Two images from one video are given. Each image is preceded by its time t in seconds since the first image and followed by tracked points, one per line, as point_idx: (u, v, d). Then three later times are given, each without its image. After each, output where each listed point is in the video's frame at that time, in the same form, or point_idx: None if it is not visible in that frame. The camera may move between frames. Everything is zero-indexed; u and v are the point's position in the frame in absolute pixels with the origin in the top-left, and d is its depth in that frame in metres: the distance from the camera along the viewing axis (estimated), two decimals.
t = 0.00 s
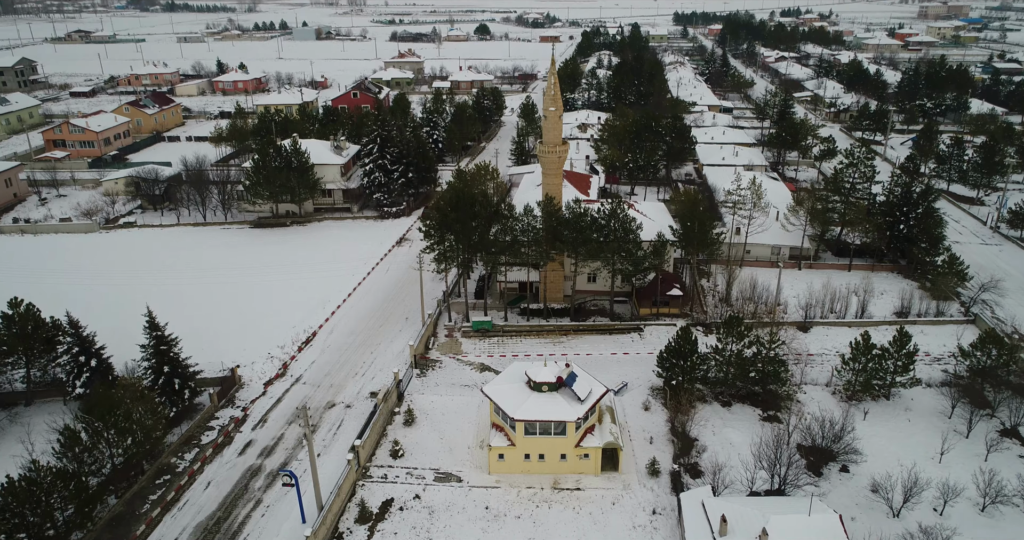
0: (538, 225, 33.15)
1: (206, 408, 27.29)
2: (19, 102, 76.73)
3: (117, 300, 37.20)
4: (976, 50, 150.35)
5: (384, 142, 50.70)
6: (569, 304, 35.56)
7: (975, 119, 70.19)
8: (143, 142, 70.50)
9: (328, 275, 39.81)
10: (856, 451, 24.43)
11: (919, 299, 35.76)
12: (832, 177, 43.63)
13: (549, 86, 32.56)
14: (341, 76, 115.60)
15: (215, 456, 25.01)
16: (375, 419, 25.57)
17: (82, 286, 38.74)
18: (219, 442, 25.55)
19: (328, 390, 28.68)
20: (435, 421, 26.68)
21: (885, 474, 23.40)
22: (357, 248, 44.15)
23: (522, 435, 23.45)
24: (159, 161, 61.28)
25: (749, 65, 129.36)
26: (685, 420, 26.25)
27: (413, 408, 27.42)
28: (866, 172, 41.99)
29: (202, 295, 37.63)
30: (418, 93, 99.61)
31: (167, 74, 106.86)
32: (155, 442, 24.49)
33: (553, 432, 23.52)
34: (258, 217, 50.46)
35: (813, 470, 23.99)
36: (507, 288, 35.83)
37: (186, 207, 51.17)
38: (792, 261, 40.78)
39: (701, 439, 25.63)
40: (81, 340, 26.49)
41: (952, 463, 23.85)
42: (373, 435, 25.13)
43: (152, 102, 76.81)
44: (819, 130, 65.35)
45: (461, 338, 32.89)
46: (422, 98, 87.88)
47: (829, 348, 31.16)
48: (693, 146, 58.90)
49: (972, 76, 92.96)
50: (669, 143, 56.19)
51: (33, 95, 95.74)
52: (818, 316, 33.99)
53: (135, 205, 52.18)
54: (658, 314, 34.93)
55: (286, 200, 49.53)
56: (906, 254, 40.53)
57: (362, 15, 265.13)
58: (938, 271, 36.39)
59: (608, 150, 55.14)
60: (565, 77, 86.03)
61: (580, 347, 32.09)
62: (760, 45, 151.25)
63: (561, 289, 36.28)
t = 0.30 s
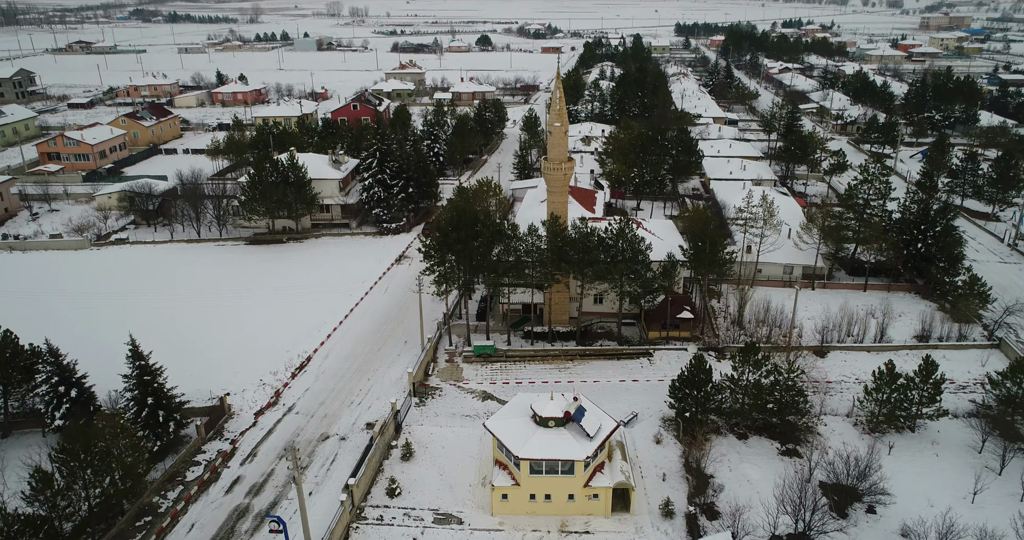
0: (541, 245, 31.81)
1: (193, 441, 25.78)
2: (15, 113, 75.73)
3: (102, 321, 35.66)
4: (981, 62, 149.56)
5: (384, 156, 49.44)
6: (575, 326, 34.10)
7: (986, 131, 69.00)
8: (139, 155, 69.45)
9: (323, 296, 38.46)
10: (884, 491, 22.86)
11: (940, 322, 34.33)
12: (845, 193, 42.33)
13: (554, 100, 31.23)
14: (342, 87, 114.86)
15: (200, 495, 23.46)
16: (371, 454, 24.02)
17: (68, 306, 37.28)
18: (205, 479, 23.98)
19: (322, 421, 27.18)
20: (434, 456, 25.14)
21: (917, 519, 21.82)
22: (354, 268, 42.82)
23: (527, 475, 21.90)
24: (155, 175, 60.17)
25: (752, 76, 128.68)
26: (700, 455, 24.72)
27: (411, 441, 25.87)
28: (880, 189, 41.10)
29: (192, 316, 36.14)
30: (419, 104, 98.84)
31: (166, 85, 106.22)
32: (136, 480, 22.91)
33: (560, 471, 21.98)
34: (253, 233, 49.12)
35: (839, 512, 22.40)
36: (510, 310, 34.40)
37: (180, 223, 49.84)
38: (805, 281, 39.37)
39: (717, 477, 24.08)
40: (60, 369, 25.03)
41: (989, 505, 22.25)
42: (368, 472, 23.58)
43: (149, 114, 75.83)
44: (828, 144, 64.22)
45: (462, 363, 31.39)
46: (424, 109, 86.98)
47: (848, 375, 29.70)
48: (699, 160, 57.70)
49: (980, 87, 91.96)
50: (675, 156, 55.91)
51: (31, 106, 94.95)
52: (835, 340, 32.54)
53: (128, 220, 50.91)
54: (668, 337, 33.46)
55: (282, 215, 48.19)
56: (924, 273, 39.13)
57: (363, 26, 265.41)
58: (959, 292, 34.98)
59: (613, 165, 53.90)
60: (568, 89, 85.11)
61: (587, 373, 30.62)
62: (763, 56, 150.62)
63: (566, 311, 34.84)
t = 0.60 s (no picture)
0: (546, 259, 30.44)
1: (178, 468, 24.32)
2: (10, 117, 74.62)
3: (89, 338, 34.22)
4: (987, 65, 148.32)
5: (382, 163, 48.09)
6: (581, 342, 32.68)
7: (1000, 136, 67.61)
8: (134, 160, 68.24)
9: (318, 311, 37.05)
10: (916, 527, 21.32)
11: (962, 338, 32.89)
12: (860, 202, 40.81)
13: (560, 108, 29.88)
14: (342, 90, 113.81)
15: (184, 527, 21.81)
16: (367, 483, 22.54)
17: (54, 321, 35.94)
18: (189, 510, 22.44)
19: (316, 445, 25.77)
20: (434, 485, 23.64)
21: None
22: (351, 281, 41.46)
23: (533, 510, 20.35)
24: (149, 181, 58.93)
25: (757, 79, 127.52)
26: (716, 485, 23.22)
27: (409, 469, 24.39)
28: (897, 199, 39.37)
29: (182, 333, 34.74)
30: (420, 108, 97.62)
31: (164, 89, 105.33)
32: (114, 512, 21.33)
33: (568, 506, 20.43)
34: (249, 242, 47.78)
35: None
36: (513, 325, 32.98)
37: (173, 231, 48.47)
38: (819, 293, 37.93)
39: (734, 509, 22.59)
40: (38, 392, 23.63)
41: None
42: (364, 504, 22.08)
43: (146, 118, 74.67)
44: (838, 149, 62.88)
45: (463, 382, 29.94)
46: (425, 113, 85.84)
47: (869, 397, 28.29)
48: (707, 166, 56.36)
49: (991, 91, 90.55)
50: (682, 162, 54.78)
51: (27, 111, 93.98)
52: (853, 358, 31.08)
53: (120, 227, 49.58)
54: (678, 355, 31.98)
55: (278, 224, 46.85)
56: (942, 286, 37.69)
57: (365, 29, 264.70)
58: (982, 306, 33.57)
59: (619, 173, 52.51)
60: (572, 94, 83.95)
61: (595, 393, 29.16)
62: (767, 59, 149.44)
63: (572, 327, 33.42)
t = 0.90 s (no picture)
0: (550, 272, 29.03)
1: (161, 497, 22.84)
2: (3, 119, 73.37)
3: (75, 351, 32.76)
4: (993, 66, 147.08)
5: (381, 168, 46.66)
6: (587, 359, 31.21)
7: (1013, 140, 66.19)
8: (128, 163, 66.96)
9: (313, 322, 35.66)
10: None
11: (986, 353, 31.46)
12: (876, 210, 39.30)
13: (565, 113, 28.48)
14: (342, 92, 112.63)
15: None
16: (361, 515, 21.09)
17: (39, 331, 34.50)
18: None
19: (308, 471, 24.36)
20: (433, 516, 22.16)
21: None
22: (347, 290, 40.04)
23: None
24: (143, 185, 57.65)
25: (762, 81, 126.31)
26: (733, 517, 21.79)
27: (405, 498, 22.90)
28: (915, 207, 37.11)
29: (171, 345, 33.26)
30: (420, 110, 96.30)
31: (162, 90, 104.17)
32: None
33: None
34: (243, 249, 46.38)
35: None
36: (516, 340, 31.55)
37: (165, 238, 47.08)
38: (834, 305, 36.47)
39: None
40: (12, 416, 22.18)
41: None
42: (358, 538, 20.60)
43: (141, 121, 73.40)
44: (848, 153, 61.47)
45: (464, 401, 28.48)
46: (426, 115, 84.56)
47: (891, 419, 26.83)
48: (714, 171, 54.97)
49: (1001, 93, 89.16)
50: (689, 167, 53.42)
51: (22, 112, 92.78)
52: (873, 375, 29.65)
53: (112, 233, 48.26)
54: (689, 372, 30.52)
55: (273, 231, 45.46)
56: (962, 298, 36.30)
57: (365, 29, 262.84)
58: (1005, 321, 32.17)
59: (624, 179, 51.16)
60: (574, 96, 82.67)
61: (602, 413, 27.71)
62: (771, 60, 148.11)
63: (577, 342, 31.95)
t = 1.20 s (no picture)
0: (556, 287, 27.59)
1: (142, 530, 21.32)
2: None
3: (59, 369, 31.30)
4: (999, 68, 145.47)
5: (379, 174, 45.27)
6: (594, 377, 29.71)
7: None
8: (122, 168, 65.65)
9: (309, 337, 34.25)
10: None
11: (1013, 371, 29.97)
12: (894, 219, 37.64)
13: (571, 120, 27.08)
14: (342, 94, 111.32)
15: None
16: None
17: (24, 347, 33.12)
18: None
19: (299, 501, 22.93)
20: None
21: None
22: (344, 302, 38.64)
23: None
24: (136, 191, 56.32)
25: (766, 83, 124.91)
26: None
27: (402, 531, 21.39)
28: (935, 217, 35.99)
29: (160, 362, 31.80)
30: (421, 112, 94.95)
31: (159, 92, 102.89)
32: None
33: None
34: (237, 258, 44.95)
35: None
36: (520, 357, 30.08)
37: (157, 246, 45.66)
38: (851, 319, 34.97)
39: None
40: None
41: None
42: None
43: (136, 124, 72.10)
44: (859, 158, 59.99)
45: (465, 423, 27.00)
46: (426, 118, 83.23)
47: (917, 445, 25.31)
48: (722, 177, 53.54)
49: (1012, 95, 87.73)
50: (696, 173, 51.98)
51: (17, 115, 91.49)
52: (896, 396, 28.16)
53: (102, 241, 46.91)
54: (701, 392, 29.02)
55: (268, 240, 44.04)
56: (984, 311, 34.83)
57: (365, 30, 261.01)
58: None
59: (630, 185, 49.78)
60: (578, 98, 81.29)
61: (611, 436, 26.24)
62: (775, 62, 146.69)
63: (583, 360, 30.46)
